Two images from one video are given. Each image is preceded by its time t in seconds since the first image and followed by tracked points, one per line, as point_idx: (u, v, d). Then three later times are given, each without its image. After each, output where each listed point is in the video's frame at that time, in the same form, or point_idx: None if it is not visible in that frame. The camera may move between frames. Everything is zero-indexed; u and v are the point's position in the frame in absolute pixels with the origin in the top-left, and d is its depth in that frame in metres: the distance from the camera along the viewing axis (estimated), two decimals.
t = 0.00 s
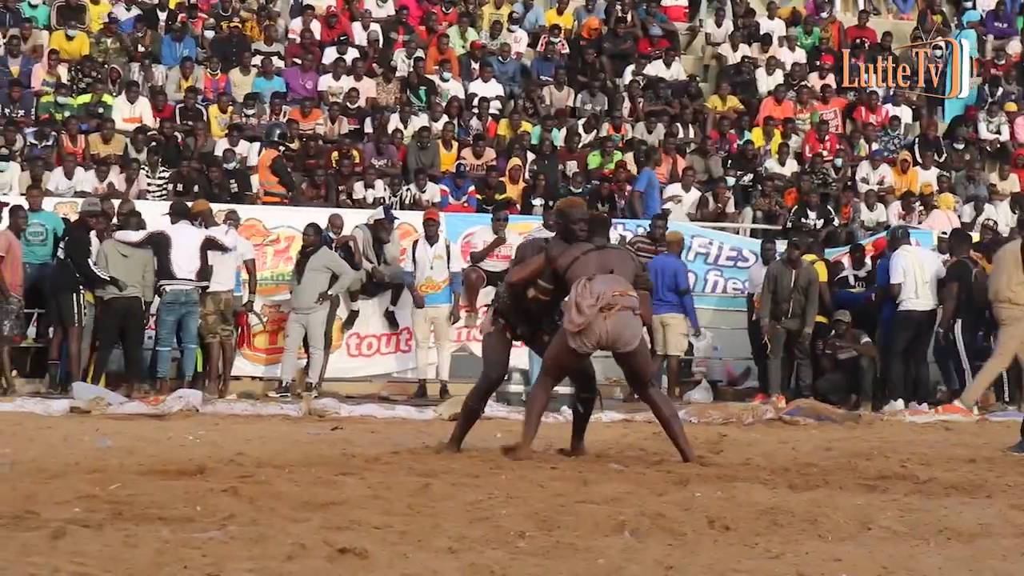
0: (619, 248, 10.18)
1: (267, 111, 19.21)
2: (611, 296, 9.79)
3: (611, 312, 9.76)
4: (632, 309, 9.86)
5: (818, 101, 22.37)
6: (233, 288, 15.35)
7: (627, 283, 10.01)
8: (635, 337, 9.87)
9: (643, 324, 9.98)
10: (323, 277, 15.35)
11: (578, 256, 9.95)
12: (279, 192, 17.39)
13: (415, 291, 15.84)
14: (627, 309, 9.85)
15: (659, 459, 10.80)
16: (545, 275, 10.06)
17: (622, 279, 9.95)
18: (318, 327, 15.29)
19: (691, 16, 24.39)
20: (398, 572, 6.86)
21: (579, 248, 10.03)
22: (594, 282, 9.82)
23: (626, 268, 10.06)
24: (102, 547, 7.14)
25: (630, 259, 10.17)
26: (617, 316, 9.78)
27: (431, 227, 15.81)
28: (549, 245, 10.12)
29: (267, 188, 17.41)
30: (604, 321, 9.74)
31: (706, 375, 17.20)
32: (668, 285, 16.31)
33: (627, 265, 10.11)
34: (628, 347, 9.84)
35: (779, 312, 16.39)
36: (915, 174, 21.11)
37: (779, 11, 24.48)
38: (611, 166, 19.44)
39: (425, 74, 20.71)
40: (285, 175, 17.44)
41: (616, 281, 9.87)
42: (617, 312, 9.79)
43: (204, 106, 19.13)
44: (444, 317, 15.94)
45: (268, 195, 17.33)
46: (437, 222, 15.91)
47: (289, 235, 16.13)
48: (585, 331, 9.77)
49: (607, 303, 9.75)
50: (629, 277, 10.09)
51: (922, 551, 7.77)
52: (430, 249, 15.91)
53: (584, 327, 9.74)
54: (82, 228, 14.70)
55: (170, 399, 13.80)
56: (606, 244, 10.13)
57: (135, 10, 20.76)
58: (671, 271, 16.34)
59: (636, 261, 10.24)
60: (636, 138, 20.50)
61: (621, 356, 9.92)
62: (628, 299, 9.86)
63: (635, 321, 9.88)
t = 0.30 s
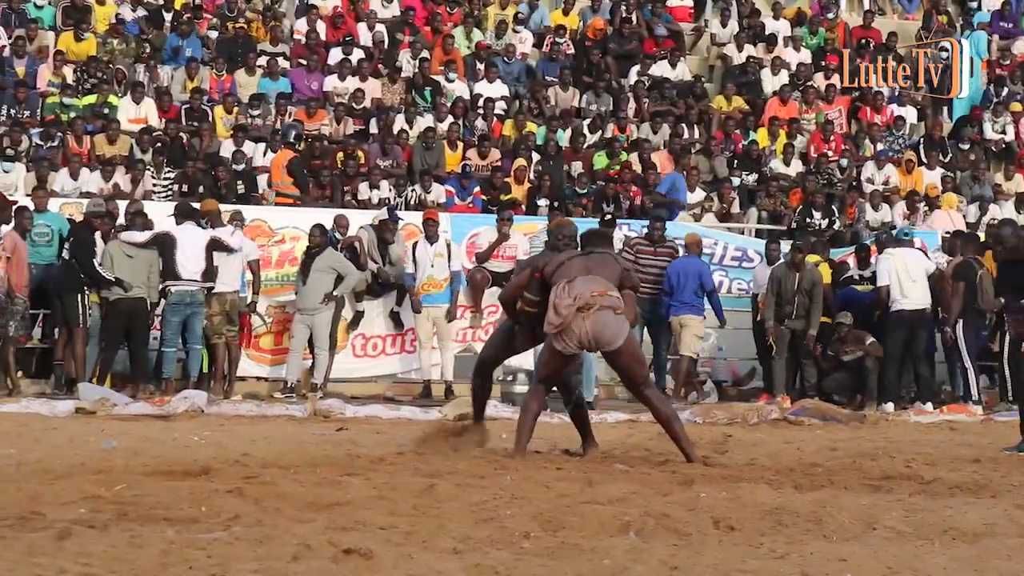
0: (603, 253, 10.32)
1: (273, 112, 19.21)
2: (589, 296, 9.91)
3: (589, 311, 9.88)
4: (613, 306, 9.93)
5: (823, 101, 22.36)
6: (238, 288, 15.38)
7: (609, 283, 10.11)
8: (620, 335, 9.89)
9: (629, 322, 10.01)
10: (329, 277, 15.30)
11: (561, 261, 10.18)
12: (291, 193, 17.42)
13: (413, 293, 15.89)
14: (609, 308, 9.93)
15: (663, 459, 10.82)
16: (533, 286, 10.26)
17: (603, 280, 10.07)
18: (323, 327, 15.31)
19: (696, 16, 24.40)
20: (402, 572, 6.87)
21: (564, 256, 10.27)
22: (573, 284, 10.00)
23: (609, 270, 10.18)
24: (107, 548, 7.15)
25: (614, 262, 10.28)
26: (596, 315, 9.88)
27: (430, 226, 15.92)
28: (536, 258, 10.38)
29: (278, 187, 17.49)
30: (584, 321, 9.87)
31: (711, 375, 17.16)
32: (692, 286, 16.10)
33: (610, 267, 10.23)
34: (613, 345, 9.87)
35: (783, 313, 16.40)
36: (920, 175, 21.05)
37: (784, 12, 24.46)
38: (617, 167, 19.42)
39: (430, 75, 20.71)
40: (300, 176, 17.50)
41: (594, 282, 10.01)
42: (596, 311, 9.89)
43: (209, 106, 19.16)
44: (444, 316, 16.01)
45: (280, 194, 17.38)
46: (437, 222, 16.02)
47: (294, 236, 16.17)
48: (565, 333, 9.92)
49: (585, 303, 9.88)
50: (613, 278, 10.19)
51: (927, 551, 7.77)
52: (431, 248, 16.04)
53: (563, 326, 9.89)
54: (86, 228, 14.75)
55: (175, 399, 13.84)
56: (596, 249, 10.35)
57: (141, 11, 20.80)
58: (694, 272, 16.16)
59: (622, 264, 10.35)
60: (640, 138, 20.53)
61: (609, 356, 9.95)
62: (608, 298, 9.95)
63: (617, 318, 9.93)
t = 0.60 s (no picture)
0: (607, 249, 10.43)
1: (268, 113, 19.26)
2: (591, 286, 9.98)
3: (591, 301, 9.94)
4: (612, 297, 10.02)
5: (818, 103, 22.38)
6: (233, 289, 15.42)
7: (611, 276, 10.20)
8: (618, 326, 9.95)
9: (627, 315, 10.09)
10: (323, 279, 15.37)
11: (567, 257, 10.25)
12: (291, 195, 17.36)
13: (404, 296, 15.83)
14: (610, 298, 10.01)
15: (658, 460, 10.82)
16: (539, 291, 10.32)
17: (605, 272, 10.16)
18: (318, 329, 15.30)
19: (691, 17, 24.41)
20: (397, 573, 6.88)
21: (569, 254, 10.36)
22: (576, 275, 10.07)
23: (613, 264, 10.27)
24: (102, 549, 7.15)
25: (617, 258, 10.38)
26: (597, 305, 9.94)
27: (422, 229, 15.82)
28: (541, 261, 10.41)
29: (281, 190, 17.44)
30: (586, 310, 9.92)
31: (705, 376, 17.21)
32: (698, 288, 16.62)
33: (614, 262, 10.32)
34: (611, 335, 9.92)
35: (777, 315, 16.37)
36: (915, 175, 21.13)
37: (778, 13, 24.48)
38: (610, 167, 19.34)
39: (425, 76, 20.71)
40: (300, 177, 17.50)
41: (596, 273, 10.09)
42: (597, 301, 9.96)
43: (204, 108, 19.14)
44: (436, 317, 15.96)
45: (281, 196, 17.35)
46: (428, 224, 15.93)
47: (288, 238, 16.10)
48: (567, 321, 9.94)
49: (587, 292, 9.95)
50: (615, 272, 10.28)
51: (921, 552, 7.79)
52: (423, 250, 15.88)
53: (566, 314, 9.91)
54: (80, 229, 14.61)
55: (170, 400, 13.82)
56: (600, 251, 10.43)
57: (135, 12, 20.78)
58: (700, 274, 16.68)
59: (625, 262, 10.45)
60: (635, 139, 20.55)
61: (605, 347, 10.00)
62: (609, 289, 10.03)
63: (616, 309, 10.00)
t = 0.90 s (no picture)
0: (592, 251, 10.50)
1: (268, 116, 19.27)
2: (540, 301, 10.26)
3: (542, 315, 10.25)
4: (560, 308, 10.17)
5: (818, 105, 22.38)
6: (233, 291, 15.40)
7: (573, 284, 10.33)
8: (570, 335, 10.11)
9: (584, 319, 10.13)
10: (323, 281, 15.34)
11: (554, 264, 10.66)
12: (301, 197, 17.36)
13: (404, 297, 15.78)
14: (559, 308, 10.18)
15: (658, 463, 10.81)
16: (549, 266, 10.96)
17: (566, 282, 10.34)
18: (318, 331, 15.29)
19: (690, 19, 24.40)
20: None
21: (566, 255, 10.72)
22: (533, 291, 10.41)
23: (585, 269, 10.38)
24: (101, 551, 7.14)
25: (596, 259, 10.43)
26: (548, 318, 10.21)
27: (423, 230, 15.77)
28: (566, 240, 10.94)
29: (288, 192, 17.43)
30: (539, 325, 10.27)
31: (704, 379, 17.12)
32: (702, 291, 16.61)
33: (590, 266, 10.41)
34: (566, 344, 10.13)
35: (777, 315, 16.34)
36: (914, 178, 21.13)
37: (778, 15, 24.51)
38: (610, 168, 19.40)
39: (425, 78, 20.71)
40: (307, 179, 17.47)
41: (552, 286, 10.34)
42: (548, 315, 10.22)
43: (204, 110, 19.14)
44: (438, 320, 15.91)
45: (290, 199, 17.35)
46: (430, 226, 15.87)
47: (288, 240, 16.11)
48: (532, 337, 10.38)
49: (538, 307, 10.28)
50: (587, 277, 10.37)
51: (921, 554, 7.79)
52: (423, 251, 15.84)
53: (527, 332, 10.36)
54: (80, 231, 14.61)
55: (170, 402, 13.82)
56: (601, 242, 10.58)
57: (136, 14, 20.79)
58: (706, 275, 16.65)
59: (611, 259, 10.42)
60: (635, 142, 20.55)
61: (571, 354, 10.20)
62: (559, 300, 10.21)
63: (566, 318, 10.14)
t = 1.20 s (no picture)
0: (585, 239, 10.60)
1: (264, 118, 19.27)
2: (544, 289, 10.20)
3: (545, 303, 10.18)
4: (565, 295, 10.11)
5: (814, 107, 22.40)
6: (229, 294, 15.38)
7: (575, 273, 10.32)
8: (574, 323, 10.05)
9: (588, 306, 10.09)
10: (319, 283, 15.31)
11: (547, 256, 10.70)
12: (299, 200, 17.30)
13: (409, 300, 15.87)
14: (563, 296, 10.12)
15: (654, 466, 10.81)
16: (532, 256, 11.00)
17: (568, 271, 10.29)
18: (314, 333, 15.30)
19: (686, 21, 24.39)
20: None
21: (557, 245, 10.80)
22: (535, 278, 10.33)
23: (582, 259, 10.43)
24: (96, 554, 7.14)
25: (591, 248, 10.53)
26: (552, 305, 10.14)
27: (429, 232, 15.86)
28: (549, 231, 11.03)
29: (288, 195, 17.40)
30: (542, 312, 10.21)
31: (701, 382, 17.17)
32: (711, 296, 16.74)
33: (585, 253, 10.49)
34: (569, 332, 10.06)
35: (774, 318, 16.40)
36: (910, 180, 21.12)
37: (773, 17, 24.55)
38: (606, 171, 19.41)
39: (420, 80, 20.73)
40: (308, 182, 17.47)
41: (555, 273, 10.29)
42: (551, 302, 10.16)
43: (200, 112, 19.14)
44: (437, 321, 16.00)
45: (289, 201, 17.31)
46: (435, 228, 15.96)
47: (284, 242, 16.09)
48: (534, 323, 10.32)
49: (541, 295, 10.22)
50: (585, 265, 10.43)
51: (917, 556, 7.79)
52: (428, 253, 15.95)
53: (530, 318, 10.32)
54: (74, 233, 14.59)
55: (165, 404, 13.80)
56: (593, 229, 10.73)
57: (132, 16, 20.79)
58: (716, 281, 16.76)
59: (607, 241, 10.59)
60: (631, 144, 20.57)
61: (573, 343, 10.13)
62: (565, 288, 10.16)
63: (571, 306, 10.07)
